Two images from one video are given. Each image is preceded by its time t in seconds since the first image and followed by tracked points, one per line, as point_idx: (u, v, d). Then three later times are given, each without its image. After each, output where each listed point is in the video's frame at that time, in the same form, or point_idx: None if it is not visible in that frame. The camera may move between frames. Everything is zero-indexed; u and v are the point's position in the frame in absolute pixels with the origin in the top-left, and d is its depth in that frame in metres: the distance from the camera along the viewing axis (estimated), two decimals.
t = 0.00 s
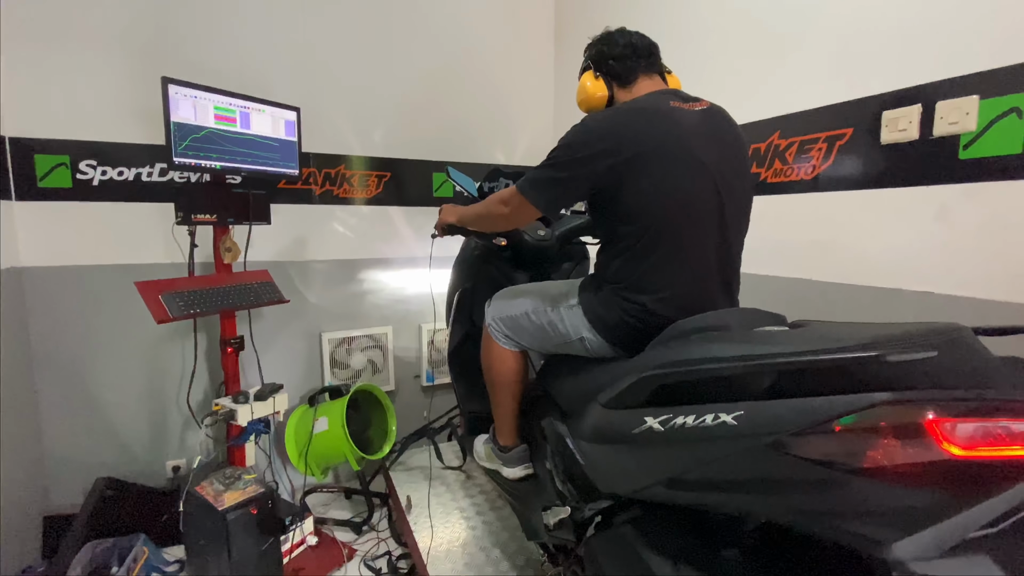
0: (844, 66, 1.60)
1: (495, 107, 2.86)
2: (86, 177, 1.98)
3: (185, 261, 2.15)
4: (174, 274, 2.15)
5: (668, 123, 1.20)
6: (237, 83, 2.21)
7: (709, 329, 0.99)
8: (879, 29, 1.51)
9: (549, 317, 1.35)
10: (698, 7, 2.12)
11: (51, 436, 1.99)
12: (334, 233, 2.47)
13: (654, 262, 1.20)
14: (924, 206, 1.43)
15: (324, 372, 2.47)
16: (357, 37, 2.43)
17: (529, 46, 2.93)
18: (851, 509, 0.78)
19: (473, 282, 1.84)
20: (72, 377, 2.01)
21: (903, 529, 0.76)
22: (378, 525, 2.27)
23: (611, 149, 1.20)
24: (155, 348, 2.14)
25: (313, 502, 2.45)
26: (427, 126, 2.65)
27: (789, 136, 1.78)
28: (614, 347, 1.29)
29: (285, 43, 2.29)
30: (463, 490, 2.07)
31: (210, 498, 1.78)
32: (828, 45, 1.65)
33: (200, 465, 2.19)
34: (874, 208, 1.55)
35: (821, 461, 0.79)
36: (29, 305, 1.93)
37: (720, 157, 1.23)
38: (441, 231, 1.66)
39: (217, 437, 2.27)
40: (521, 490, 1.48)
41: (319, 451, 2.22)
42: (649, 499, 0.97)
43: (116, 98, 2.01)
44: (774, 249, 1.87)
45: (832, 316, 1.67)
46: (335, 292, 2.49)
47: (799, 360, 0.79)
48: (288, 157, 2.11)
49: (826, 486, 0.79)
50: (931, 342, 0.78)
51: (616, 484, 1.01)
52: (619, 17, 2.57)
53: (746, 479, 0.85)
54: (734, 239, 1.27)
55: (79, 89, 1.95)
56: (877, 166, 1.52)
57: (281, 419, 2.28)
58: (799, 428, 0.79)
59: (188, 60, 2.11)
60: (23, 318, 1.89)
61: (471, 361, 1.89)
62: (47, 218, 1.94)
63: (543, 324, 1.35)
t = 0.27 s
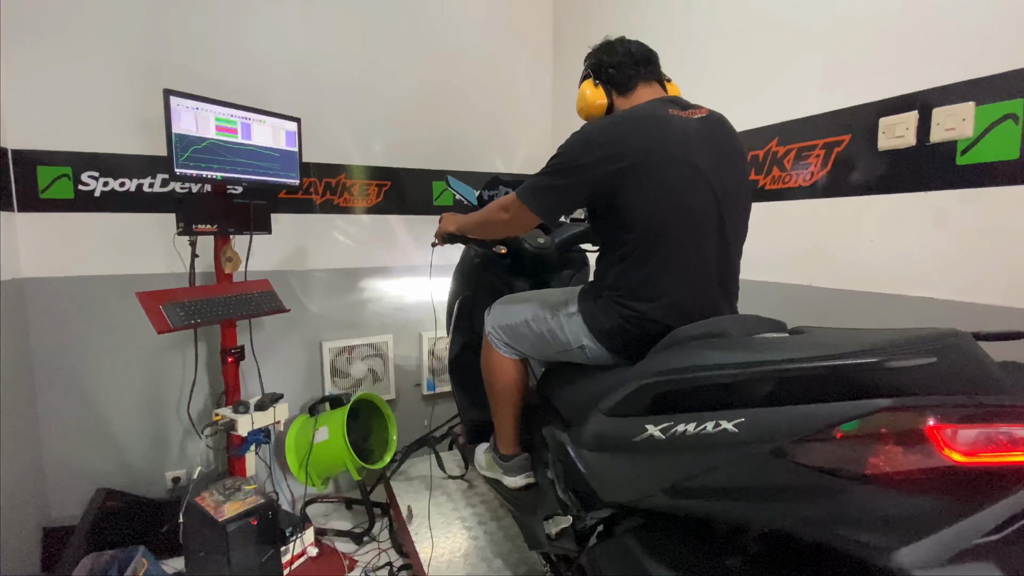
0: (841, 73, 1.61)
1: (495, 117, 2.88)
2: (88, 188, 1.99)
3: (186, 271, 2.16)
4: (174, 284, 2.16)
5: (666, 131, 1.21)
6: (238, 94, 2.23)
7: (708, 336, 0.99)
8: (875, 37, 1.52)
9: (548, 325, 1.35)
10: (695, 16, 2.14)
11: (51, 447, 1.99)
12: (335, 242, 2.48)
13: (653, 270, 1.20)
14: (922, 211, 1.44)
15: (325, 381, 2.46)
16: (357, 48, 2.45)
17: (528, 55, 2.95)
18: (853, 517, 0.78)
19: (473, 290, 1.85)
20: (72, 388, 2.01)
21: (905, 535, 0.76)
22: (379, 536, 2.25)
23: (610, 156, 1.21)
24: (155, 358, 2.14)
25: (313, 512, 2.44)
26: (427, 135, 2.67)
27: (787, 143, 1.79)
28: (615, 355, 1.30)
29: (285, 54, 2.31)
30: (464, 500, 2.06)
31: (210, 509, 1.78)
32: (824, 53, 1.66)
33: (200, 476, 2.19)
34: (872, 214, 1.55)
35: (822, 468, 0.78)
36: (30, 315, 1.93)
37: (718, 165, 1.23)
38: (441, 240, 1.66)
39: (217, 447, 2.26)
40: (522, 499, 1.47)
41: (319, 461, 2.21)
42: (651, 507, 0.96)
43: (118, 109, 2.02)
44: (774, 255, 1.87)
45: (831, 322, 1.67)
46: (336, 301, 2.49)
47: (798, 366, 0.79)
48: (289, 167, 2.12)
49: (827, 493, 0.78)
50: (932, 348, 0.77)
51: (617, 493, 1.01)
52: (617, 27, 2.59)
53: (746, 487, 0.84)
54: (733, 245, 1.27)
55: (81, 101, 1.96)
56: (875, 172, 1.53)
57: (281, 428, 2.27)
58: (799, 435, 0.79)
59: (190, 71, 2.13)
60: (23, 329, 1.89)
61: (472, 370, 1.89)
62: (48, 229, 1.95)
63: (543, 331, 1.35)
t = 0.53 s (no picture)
0: (841, 77, 1.62)
1: (496, 122, 2.89)
2: (91, 194, 2.00)
3: (189, 277, 2.16)
4: (177, 290, 2.16)
5: (667, 136, 1.21)
6: (240, 101, 2.24)
7: (709, 341, 1.00)
8: (874, 41, 1.53)
9: (550, 330, 1.35)
10: (695, 21, 2.15)
11: (53, 453, 1.99)
12: (337, 248, 2.48)
13: (655, 275, 1.20)
14: (921, 216, 1.44)
15: (327, 387, 2.46)
16: (359, 54, 2.47)
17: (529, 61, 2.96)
18: (858, 522, 0.78)
19: (474, 295, 1.85)
20: (75, 394, 2.01)
21: (909, 541, 0.75)
22: (380, 542, 2.25)
23: (612, 162, 1.21)
24: (158, 364, 2.14)
25: (315, 518, 2.43)
26: (428, 140, 2.68)
27: (787, 148, 1.79)
28: (616, 360, 1.29)
29: (288, 61, 2.32)
30: (466, 505, 2.06)
31: (211, 515, 1.77)
32: (824, 58, 1.67)
33: (202, 482, 2.19)
34: (873, 218, 1.55)
35: (826, 474, 0.79)
36: (33, 321, 1.93)
37: (719, 170, 1.23)
38: (443, 245, 1.67)
39: (219, 452, 2.26)
40: (524, 505, 1.46)
41: (321, 467, 2.21)
42: (653, 514, 0.96)
43: (121, 116, 2.03)
44: (774, 259, 1.87)
45: (832, 326, 1.67)
46: (338, 307, 2.49)
47: (800, 371, 0.79)
48: (291, 172, 2.12)
49: (831, 498, 0.79)
50: (935, 352, 0.77)
51: (620, 498, 1.01)
52: (617, 32, 2.60)
53: (749, 493, 0.84)
54: (735, 250, 1.27)
55: (85, 108, 1.98)
56: (876, 176, 1.53)
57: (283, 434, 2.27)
58: (802, 440, 0.80)
59: (193, 78, 2.15)
60: (26, 335, 1.90)
61: (474, 375, 1.89)
62: (51, 235, 1.96)
63: (545, 337, 1.36)
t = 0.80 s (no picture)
0: (842, 77, 1.62)
1: (496, 122, 2.89)
2: (93, 195, 2.00)
3: (190, 277, 2.17)
4: (178, 290, 2.17)
5: (667, 136, 1.21)
6: (241, 101, 2.24)
7: (710, 341, 1.00)
8: (875, 41, 1.53)
9: (551, 331, 1.35)
10: (696, 21, 2.15)
11: (54, 454, 1.99)
12: (337, 248, 2.49)
13: (655, 275, 1.20)
14: (922, 215, 1.44)
15: (328, 387, 2.47)
16: (360, 55, 2.47)
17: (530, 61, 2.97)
18: (860, 522, 0.77)
19: (475, 295, 1.85)
20: (77, 394, 2.02)
21: (910, 540, 0.75)
22: (381, 541, 2.25)
23: (612, 162, 1.21)
24: (159, 364, 2.14)
25: (316, 518, 2.43)
26: (429, 140, 2.68)
27: (788, 147, 1.79)
28: (616, 360, 1.29)
29: (288, 61, 2.32)
30: (467, 505, 2.06)
31: (213, 515, 1.77)
32: (825, 57, 1.66)
33: (203, 481, 2.19)
34: (874, 217, 1.55)
35: (827, 474, 0.79)
36: (34, 322, 1.94)
37: (719, 170, 1.23)
38: (444, 245, 1.67)
39: (220, 452, 2.27)
40: (525, 505, 1.47)
41: (322, 467, 2.21)
42: (654, 513, 0.96)
43: (123, 117, 2.04)
44: (775, 259, 1.87)
45: (833, 325, 1.67)
46: (338, 307, 2.50)
47: (801, 371, 0.79)
48: (292, 173, 2.13)
49: (832, 498, 0.79)
50: (936, 352, 0.77)
51: (620, 498, 1.01)
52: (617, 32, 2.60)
53: (750, 493, 0.84)
54: (735, 250, 1.27)
55: (87, 109, 1.98)
56: (877, 175, 1.53)
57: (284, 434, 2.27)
58: (803, 439, 0.80)
59: (193, 79, 2.15)
60: (28, 336, 1.90)
61: (474, 374, 1.89)
62: (53, 236, 1.96)
63: (545, 337, 1.36)
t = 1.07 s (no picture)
0: (844, 73, 1.61)
1: (497, 118, 2.89)
2: (94, 192, 2.00)
3: (192, 274, 2.17)
4: (180, 287, 2.17)
5: (669, 132, 1.21)
6: (242, 98, 2.24)
7: (711, 337, 1.00)
8: (878, 36, 1.52)
9: (552, 328, 1.35)
10: (697, 16, 2.14)
11: (57, 450, 2.00)
12: (338, 245, 2.49)
13: (656, 272, 1.20)
14: (924, 212, 1.44)
15: (329, 383, 2.47)
16: (360, 51, 2.46)
17: (531, 57, 2.96)
18: (860, 518, 0.78)
19: (477, 292, 1.85)
20: (79, 390, 2.02)
21: (904, 540, 0.77)
22: (383, 537, 2.26)
23: (613, 159, 1.21)
24: (161, 361, 2.15)
25: (318, 514, 2.44)
26: (429, 137, 2.68)
27: (790, 143, 1.78)
28: (617, 357, 1.29)
29: (289, 58, 2.32)
30: (468, 501, 2.06)
31: (215, 511, 1.78)
32: (827, 53, 1.66)
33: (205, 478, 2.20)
34: (877, 213, 1.54)
35: (828, 470, 0.79)
36: (37, 319, 1.94)
37: (720, 166, 1.23)
38: (444, 242, 1.67)
39: (222, 449, 2.27)
40: (526, 501, 1.47)
41: (324, 463, 2.22)
42: (654, 509, 0.96)
43: (124, 113, 2.03)
44: (776, 256, 1.87)
45: (834, 322, 1.67)
46: (340, 303, 2.50)
47: (802, 367, 0.79)
48: (293, 169, 2.13)
49: (833, 494, 0.79)
50: (936, 348, 0.77)
51: (621, 494, 1.01)
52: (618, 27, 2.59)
53: (751, 489, 0.84)
54: (737, 246, 1.27)
55: (87, 106, 1.98)
56: (879, 171, 1.52)
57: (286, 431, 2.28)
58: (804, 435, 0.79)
59: (194, 76, 2.15)
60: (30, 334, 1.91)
61: (475, 371, 1.89)
62: (55, 233, 1.96)
63: (546, 333, 1.36)
